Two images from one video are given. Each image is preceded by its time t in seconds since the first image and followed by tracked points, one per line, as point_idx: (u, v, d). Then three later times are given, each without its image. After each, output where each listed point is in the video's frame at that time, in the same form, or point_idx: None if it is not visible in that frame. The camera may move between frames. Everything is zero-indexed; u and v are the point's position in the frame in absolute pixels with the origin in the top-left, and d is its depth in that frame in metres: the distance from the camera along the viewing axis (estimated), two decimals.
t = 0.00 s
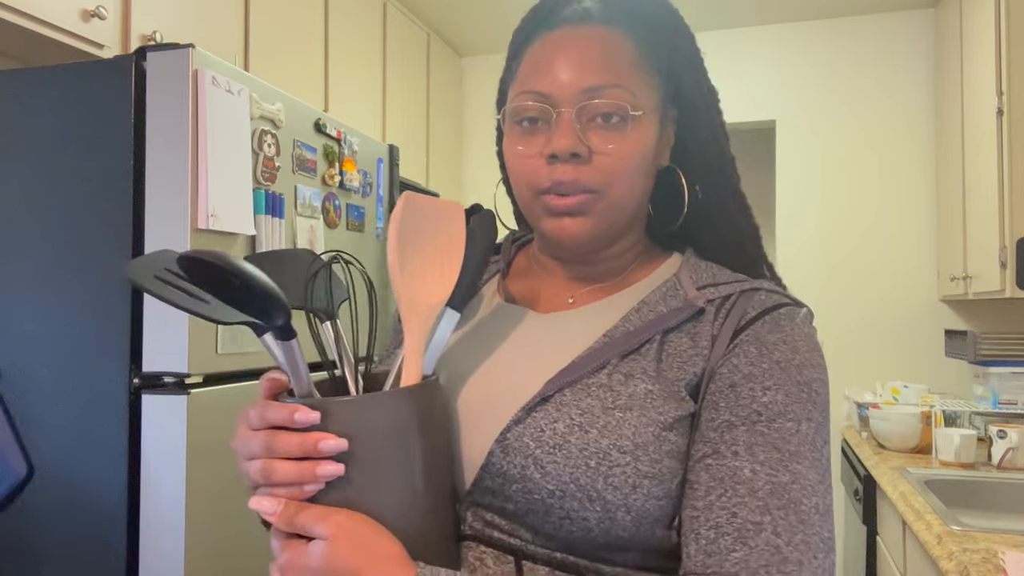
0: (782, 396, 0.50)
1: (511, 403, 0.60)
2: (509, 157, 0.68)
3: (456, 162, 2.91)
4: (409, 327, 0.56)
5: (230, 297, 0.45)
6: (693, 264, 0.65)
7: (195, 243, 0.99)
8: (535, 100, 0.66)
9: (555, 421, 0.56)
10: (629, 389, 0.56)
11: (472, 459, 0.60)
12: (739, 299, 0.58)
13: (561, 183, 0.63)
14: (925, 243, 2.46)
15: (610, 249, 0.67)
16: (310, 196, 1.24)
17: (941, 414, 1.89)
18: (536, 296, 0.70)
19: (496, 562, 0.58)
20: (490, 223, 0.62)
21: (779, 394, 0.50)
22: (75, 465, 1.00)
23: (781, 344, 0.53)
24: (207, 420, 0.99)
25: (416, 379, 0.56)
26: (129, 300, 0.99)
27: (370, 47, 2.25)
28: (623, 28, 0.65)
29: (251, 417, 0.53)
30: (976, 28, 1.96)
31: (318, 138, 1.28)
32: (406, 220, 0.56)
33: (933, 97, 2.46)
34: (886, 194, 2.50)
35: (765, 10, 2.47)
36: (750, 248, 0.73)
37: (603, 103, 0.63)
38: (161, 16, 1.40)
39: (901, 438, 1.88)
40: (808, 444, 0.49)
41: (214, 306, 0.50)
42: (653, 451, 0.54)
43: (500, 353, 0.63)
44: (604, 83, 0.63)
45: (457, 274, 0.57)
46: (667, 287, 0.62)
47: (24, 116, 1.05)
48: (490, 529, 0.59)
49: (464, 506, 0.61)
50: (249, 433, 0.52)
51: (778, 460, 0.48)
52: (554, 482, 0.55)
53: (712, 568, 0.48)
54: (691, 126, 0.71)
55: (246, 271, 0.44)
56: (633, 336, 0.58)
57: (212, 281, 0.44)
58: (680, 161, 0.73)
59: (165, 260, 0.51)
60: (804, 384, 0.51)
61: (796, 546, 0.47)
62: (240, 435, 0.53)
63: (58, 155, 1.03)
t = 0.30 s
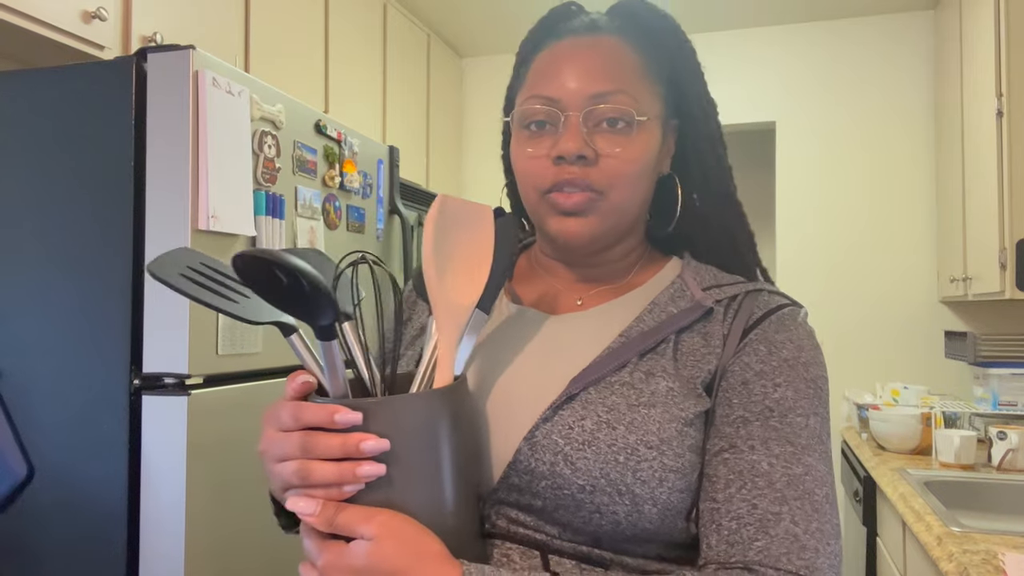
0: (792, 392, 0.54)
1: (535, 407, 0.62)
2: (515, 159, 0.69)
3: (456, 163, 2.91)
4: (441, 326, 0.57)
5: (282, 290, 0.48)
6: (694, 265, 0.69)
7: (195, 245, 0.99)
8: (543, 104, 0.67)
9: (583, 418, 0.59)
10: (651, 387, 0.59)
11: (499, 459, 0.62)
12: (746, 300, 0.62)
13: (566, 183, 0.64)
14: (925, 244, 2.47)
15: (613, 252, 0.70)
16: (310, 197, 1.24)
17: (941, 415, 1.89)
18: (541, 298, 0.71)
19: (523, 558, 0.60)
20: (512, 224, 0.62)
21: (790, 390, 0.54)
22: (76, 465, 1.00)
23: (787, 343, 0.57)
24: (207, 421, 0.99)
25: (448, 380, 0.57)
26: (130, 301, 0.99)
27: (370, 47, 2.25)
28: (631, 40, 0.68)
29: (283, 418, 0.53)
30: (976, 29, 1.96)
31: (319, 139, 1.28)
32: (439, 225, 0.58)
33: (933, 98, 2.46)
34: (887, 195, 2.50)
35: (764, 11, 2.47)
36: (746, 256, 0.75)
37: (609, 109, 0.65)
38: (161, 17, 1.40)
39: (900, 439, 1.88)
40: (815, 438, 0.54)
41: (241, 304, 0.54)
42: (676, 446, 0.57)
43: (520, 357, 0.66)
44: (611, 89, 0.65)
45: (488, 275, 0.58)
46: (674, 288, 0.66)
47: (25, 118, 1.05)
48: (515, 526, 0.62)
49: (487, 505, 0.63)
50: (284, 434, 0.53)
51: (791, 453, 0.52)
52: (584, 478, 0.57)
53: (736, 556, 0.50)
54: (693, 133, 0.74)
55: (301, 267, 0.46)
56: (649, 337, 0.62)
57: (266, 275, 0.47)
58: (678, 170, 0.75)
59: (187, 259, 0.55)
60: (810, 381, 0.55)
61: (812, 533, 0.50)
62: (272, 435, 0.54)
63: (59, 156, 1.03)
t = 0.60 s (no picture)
0: (794, 383, 0.55)
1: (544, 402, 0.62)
2: (520, 158, 0.69)
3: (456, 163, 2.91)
4: (452, 327, 0.57)
5: (295, 291, 0.49)
6: (695, 263, 0.69)
7: (195, 245, 0.99)
8: (550, 103, 0.68)
9: (590, 413, 0.59)
10: (655, 381, 0.59)
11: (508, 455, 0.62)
12: (746, 295, 0.62)
13: (572, 182, 0.64)
14: (926, 243, 2.46)
15: (616, 251, 0.70)
16: (310, 197, 1.24)
17: (941, 415, 1.89)
18: (543, 297, 0.72)
19: (535, 552, 0.60)
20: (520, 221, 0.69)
21: (792, 381, 0.55)
22: (76, 465, 1.00)
23: (788, 335, 0.58)
24: (207, 421, 0.99)
25: (458, 379, 0.57)
26: (130, 301, 0.99)
27: (370, 47, 2.25)
28: (637, 45, 0.69)
29: (299, 417, 0.53)
30: (976, 28, 1.96)
31: (318, 138, 1.28)
32: (451, 226, 0.58)
33: (933, 97, 2.46)
34: (887, 194, 2.50)
35: (764, 10, 2.46)
36: (751, 258, 0.75)
37: (614, 110, 0.66)
38: (161, 16, 1.40)
39: (900, 439, 1.88)
40: (819, 428, 0.54)
41: (254, 306, 0.53)
42: (682, 438, 0.57)
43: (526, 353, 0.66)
44: (616, 90, 0.66)
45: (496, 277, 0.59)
46: (676, 285, 0.66)
47: (25, 117, 1.05)
48: (525, 522, 0.62)
49: (499, 501, 0.63)
50: (300, 432, 0.53)
51: (796, 443, 0.53)
52: (592, 471, 0.58)
53: (744, 545, 0.51)
54: (692, 137, 0.75)
55: (317, 267, 0.48)
56: (653, 332, 0.62)
57: (282, 276, 0.48)
58: (680, 174, 0.76)
59: (202, 265, 0.54)
60: (810, 371, 0.56)
61: (818, 521, 0.51)
62: (288, 434, 0.54)
63: (59, 155, 1.03)
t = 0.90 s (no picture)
0: (795, 371, 0.55)
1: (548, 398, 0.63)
2: (522, 157, 0.70)
3: (456, 163, 2.91)
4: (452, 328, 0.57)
5: (296, 292, 0.50)
6: (694, 259, 0.69)
7: (195, 244, 0.99)
8: (551, 104, 0.68)
9: (591, 407, 0.59)
10: (656, 374, 0.60)
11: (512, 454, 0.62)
12: (745, 287, 0.62)
13: (572, 181, 0.65)
14: (926, 243, 2.46)
15: (616, 251, 0.70)
16: (310, 197, 1.24)
17: (941, 415, 1.89)
18: (544, 298, 0.72)
19: (542, 548, 0.60)
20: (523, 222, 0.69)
21: (792, 369, 0.55)
22: (77, 464, 1.00)
23: (788, 325, 0.58)
24: (207, 421, 0.99)
25: (461, 376, 0.57)
26: (130, 301, 0.99)
27: (370, 47, 2.25)
28: (638, 48, 0.69)
29: (304, 418, 0.54)
30: (976, 27, 1.96)
31: (318, 138, 1.28)
32: (447, 228, 0.58)
33: (933, 97, 2.46)
34: (887, 194, 2.50)
35: (764, 10, 2.46)
36: (753, 258, 0.76)
37: (615, 111, 0.66)
38: (161, 16, 1.40)
39: (900, 438, 1.88)
40: (821, 416, 0.54)
41: (260, 311, 0.53)
42: (683, 430, 0.57)
43: (528, 350, 0.66)
44: (617, 92, 0.66)
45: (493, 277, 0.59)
46: (675, 281, 0.66)
47: (25, 117, 1.05)
48: (532, 518, 0.62)
49: (506, 499, 0.63)
50: (305, 434, 0.53)
51: (798, 431, 0.53)
52: (595, 465, 0.57)
53: (749, 534, 0.51)
54: (690, 141, 0.75)
55: (318, 268, 0.48)
56: (652, 327, 0.62)
57: (283, 279, 0.49)
58: (680, 176, 0.77)
59: (207, 273, 0.54)
60: (811, 360, 0.56)
61: (823, 507, 0.51)
62: (293, 436, 0.54)
63: (59, 155, 1.03)
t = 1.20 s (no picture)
0: (801, 371, 0.55)
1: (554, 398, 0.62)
2: (532, 154, 0.70)
3: (456, 163, 2.91)
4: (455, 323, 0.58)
5: (302, 290, 0.49)
6: (699, 259, 0.70)
7: (195, 245, 0.99)
8: (563, 102, 0.69)
9: (597, 406, 0.59)
10: (661, 373, 0.60)
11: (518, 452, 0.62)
12: (751, 287, 0.63)
13: (583, 178, 0.65)
14: (926, 244, 2.46)
15: (623, 251, 0.71)
16: (310, 197, 1.24)
17: (941, 415, 1.89)
18: (545, 295, 0.72)
19: (546, 547, 0.60)
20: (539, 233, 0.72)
21: (798, 369, 0.55)
22: (78, 465, 1.00)
23: (794, 325, 0.58)
24: (207, 421, 0.99)
25: (465, 375, 0.57)
26: (130, 302, 0.99)
27: (370, 47, 2.25)
28: (650, 51, 0.70)
29: (310, 417, 0.54)
30: (976, 28, 1.96)
31: (319, 139, 1.28)
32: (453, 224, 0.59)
33: (932, 98, 2.46)
34: (887, 194, 2.50)
35: (764, 11, 2.46)
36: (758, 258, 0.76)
37: (626, 109, 0.66)
38: (161, 17, 1.40)
39: (900, 439, 1.88)
40: (827, 416, 0.54)
41: (263, 309, 0.53)
42: (689, 429, 0.57)
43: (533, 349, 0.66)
44: (629, 90, 0.67)
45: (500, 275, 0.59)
46: (680, 280, 0.66)
47: (25, 118, 1.05)
48: (536, 516, 0.62)
49: (510, 497, 0.63)
50: (311, 433, 0.54)
51: (804, 432, 0.53)
52: (601, 464, 0.58)
53: (755, 534, 0.51)
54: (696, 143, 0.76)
55: (323, 267, 0.47)
56: (657, 325, 0.62)
57: (289, 277, 0.48)
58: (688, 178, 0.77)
59: (210, 269, 0.53)
60: (817, 360, 0.56)
61: (829, 508, 0.51)
62: (299, 435, 0.55)
63: (60, 155, 1.03)
